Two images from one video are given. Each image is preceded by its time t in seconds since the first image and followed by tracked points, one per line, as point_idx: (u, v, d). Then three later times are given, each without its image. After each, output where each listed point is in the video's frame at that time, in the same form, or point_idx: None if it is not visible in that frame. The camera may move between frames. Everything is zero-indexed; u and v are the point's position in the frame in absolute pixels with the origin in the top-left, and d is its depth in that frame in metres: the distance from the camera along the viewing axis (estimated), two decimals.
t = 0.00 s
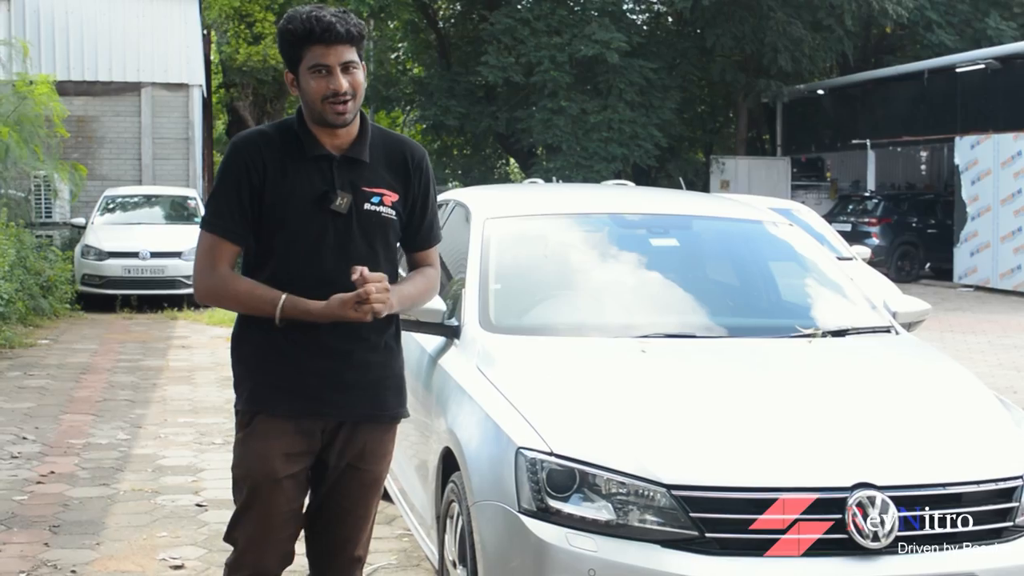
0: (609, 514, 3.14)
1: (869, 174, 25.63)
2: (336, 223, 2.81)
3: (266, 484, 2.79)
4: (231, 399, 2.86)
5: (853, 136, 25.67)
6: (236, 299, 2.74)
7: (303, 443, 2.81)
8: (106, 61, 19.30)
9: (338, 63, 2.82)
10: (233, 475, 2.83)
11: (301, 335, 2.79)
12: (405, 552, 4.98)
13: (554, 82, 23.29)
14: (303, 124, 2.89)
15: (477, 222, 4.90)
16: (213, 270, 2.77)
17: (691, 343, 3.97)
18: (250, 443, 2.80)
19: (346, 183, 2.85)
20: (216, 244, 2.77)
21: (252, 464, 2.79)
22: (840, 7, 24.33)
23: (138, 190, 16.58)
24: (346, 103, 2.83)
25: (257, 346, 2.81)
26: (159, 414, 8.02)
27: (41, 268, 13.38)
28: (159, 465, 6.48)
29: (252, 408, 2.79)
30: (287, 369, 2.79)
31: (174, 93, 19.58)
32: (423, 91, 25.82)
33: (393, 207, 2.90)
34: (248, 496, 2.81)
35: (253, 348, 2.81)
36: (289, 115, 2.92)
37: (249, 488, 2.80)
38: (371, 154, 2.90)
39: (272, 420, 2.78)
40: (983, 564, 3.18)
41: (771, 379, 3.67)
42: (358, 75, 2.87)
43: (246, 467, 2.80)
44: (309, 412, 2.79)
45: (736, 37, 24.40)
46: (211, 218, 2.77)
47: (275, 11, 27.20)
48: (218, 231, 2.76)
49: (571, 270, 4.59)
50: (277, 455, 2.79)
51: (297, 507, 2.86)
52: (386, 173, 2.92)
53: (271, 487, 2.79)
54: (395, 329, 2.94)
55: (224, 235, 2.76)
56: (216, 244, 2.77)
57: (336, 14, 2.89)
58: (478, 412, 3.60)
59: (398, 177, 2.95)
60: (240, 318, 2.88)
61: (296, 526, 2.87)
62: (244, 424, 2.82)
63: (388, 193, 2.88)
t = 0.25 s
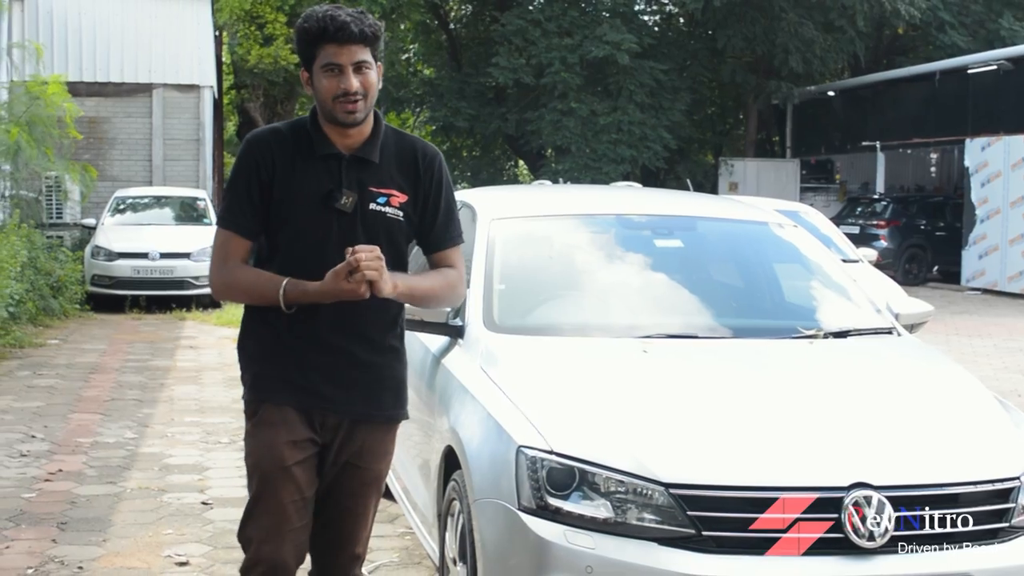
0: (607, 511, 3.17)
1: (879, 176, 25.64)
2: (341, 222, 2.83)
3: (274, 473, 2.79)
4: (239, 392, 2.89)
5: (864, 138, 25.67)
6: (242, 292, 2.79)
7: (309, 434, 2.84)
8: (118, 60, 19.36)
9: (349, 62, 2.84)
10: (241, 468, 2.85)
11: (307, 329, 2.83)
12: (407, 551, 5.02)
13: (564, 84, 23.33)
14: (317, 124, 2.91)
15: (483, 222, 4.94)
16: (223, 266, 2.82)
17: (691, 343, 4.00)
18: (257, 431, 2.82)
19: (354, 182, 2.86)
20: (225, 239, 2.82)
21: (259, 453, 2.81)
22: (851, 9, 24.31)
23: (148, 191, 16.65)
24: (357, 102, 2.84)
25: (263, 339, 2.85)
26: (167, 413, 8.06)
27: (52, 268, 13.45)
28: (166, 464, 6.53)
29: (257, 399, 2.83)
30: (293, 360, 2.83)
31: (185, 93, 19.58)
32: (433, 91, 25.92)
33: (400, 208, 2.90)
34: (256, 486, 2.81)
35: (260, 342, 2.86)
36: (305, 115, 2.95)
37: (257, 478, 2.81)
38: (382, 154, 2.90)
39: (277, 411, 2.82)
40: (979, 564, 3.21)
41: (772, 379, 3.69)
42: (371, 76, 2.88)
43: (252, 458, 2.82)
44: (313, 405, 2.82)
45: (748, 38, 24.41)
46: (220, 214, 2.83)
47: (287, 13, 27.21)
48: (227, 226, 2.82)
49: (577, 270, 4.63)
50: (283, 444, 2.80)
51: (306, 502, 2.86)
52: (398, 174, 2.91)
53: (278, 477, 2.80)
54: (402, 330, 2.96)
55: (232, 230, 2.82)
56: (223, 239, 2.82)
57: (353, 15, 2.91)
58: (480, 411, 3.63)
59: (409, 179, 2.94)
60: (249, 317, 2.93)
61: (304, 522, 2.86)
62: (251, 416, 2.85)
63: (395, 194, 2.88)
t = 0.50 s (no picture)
0: (607, 509, 3.20)
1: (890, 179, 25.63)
2: (345, 224, 2.85)
3: (275, 471, 2.83)
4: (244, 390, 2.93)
5: (876, 140, 25.65)
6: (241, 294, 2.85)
7: (310, 433, 2.86)
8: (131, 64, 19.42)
9: (358, 67, 2.86)
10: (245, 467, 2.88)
11: (310, 330, 2.86)
12: (411, 550, 5.06)
13: (576, 86, 23.39)
14: (326, 128, 2.93)
15: (490, 223, 4.96)
16: (228, 265, 2.88)
17: (692, 344, 4.03)
18: (260, 430, 2.86)
19: (360, 185, 2.88)
20: (231, 239, 2.88)
21: (262, 450, 2.84)
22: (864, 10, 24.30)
23: (159, 192, 16.72)
24: (364, 107, 2.87)
25: (267, 338, 2.88)
26: (175, 414, 8.11)
27: (64, 270, 13.52)
28: (174, 463, 6.57)
29: (260, 397, 2.87)
30: (294, 359, 2.86)
31: (199, 95, 19.59)
32: (444, 93, 26.02)
33: (406, 212, 2.91)
34: (259, 485, 2.85)
35: (264, 340, 2.89)
36: (315, 119, 2.97)
37: (260, 474, 2.84)
38: (389, 159, 2.92)
39: (279, 409, 2.85)
40: (975, 564, 3.24)
41: (773, 380, 3.72)
42: (380, 80, 2.90)
43: (255, 456, 2.86)
44: (314, 404, 2.85)
45: (760, 40, 24.40)
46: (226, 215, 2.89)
47: (300, 15, 27.22)
48: (233, 225, 2.87)
49: (583, 272, 4.66)
50: (285, 440, 2.83)
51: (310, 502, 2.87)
52: (405, 179, 2.93)
53: (280, 474, 2.83)
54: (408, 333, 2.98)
55: (237, 229, 2.87)
56: (228, 241, 2.88)
57: (365, 20, 2.94)
58: (482, 411, 3.67)
59: (415, 183, 2.95)
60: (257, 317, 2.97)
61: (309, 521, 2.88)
62: (255, 414, 2.89)
63: (401, 198, 2.90)
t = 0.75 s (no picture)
0: (604, 510, 3.23)
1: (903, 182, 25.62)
2: (346, 227, 2.83)
3: (287, 490, 2.80)
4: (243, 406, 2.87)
5: (889, 143, 25.66)
6: (239, 302, 2.80)
7: (320, 448, 2.83)
8: (146, 69, 19.49)
9: (353, 60, 2.85)
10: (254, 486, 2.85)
11: (315, 345, 2.81)
12: (415, 550, 5.09)
13: (588, 89, 23.46)
14: (318, 129, 2.91)
15: (494, 226, 4.99)
16: (225, 272, 2.83)
17: (694, 346, 4.06)
18: (269, 450, 2.82)
19: (358, 187, 2.86)
20: (221, 249, 2.83)
21: (273, 471, 2.81)
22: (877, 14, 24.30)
23: (172, 194, 16.79)
24: (356, 101, 2.85)
25: (268, 353, 2.83)
26: (185, 414, 8.15)
27: (78, 271, 13.58)
28: (183, 464, 6.61)
29: (266, 416, 2.82)
30: (301, 375, 2.81)
31: (212, 98, 19.59)
32: (456, 95, 26.15)
33: (403, 212, 2.91)
34: (270, 504, 2.82)
35: (267, 355, 2.83)
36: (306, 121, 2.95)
37: (271, 496, 2.81)
38: (383, 160, 2.91)
39: (287, 428, 2.81)
40: (972, 565, 3.26)
41: (774, 382, 3.74)
42: (374, 78, 2.88)
43: (266, 477, 2.82)
44: (322, 420, 2.81)
45: (774, 43, 24.40)
46: (222, 223, 2.83)
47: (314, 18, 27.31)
48: (227, 233, 2.83)
49: (590, 274, 4.69)
50: (297, 460, 2.80)
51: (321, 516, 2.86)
52: (400, 179, 2.92)
53: (292, 494, 2.80)
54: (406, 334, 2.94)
55: (231, 238, 2.82)
56: (224, 249, 2.83)
57: (359, 19, 2.93)
58: (484, 412, 3.69)
59: (410, 184, 2.94)
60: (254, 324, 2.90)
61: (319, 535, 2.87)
62: (261, 433, 2.84)
63: (398, 199, 2.89)
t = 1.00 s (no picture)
0: (603, 511, 3.25)
1: (918, 186, 25.59)
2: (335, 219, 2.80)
3: (281, 496, 2.81)
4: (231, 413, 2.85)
5: (903, 148, 25.63)
6: (244, 279, 2.64)
7: (313, 453, 2.85)
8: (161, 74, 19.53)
9: (344, 62, 2.82)
10: (245, 495, 2.85)
11: (306, 346, 2.82)
12: (421, 551, 5.13)
13: (602, 93, 23.47)
14: (301, 125, 2.86)
15: (499, 230, 5.03)
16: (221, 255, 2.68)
17: (697, 349, 4.08)
18: (261, 457, 2.81)
19: (346, 181, 2.83)
20: (216, 237, 2.70)
21: (267, 479, 2.81)
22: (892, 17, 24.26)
23: (186, 198, 16.86)
24: (339, 103, 2.81)
25: (258, 358, 2.82)
26: (196, 416, 8.21)
27: (91, 274, 13.65)
28: (192, 465, 6.65)
29: (257, 421, 2.81)
30: (294, 379, 2.81)
31: (226, 101, 19.62)
32: (471, 99, 26.31)
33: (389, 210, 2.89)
34: (264, 512, 2.83)
35: (256, 359, 2.82)
36: (289, 119, 2.90)
37: (266, 503, 2.82)
38: (368, 157, 2.89)
39: (279, 434, 2.80)
40: (970, 565, 3.28)
41: (773, 384, 3.77)
42: (362, 82, 2.85)
43: (259, 484, 2.82)
44: (316, 422, 2.82)
45: (788, 47, 24.37)
46: (213, 212, 2.72)
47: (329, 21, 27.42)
48: (221, 218, 2.71)
49: (599, 277, 4.72)
50: (291, 467, 2.81)
51: (312, 520, 2.89)
52: (384, 177, 2.91)
53: (288, 501, 2.81)
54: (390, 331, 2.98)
55: (229, 224, 2.71)
56: (219, 235, 2.70)
57: (357, 22, 2.92)
58: (486, 413, 3.72)
59: (392, 182, 2.94)
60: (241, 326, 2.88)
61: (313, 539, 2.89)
62: (251, 440, 2.83)
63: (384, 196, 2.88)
